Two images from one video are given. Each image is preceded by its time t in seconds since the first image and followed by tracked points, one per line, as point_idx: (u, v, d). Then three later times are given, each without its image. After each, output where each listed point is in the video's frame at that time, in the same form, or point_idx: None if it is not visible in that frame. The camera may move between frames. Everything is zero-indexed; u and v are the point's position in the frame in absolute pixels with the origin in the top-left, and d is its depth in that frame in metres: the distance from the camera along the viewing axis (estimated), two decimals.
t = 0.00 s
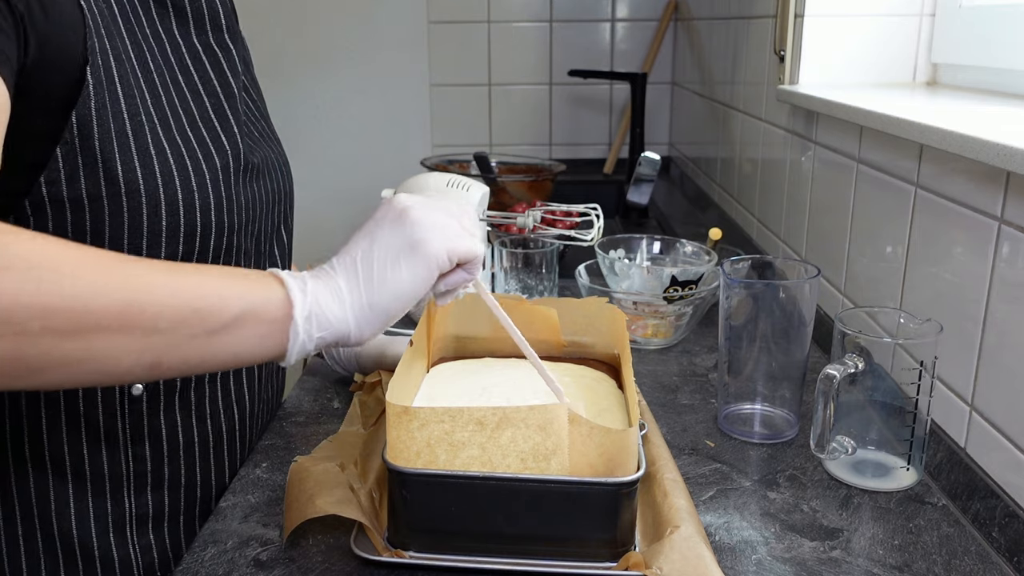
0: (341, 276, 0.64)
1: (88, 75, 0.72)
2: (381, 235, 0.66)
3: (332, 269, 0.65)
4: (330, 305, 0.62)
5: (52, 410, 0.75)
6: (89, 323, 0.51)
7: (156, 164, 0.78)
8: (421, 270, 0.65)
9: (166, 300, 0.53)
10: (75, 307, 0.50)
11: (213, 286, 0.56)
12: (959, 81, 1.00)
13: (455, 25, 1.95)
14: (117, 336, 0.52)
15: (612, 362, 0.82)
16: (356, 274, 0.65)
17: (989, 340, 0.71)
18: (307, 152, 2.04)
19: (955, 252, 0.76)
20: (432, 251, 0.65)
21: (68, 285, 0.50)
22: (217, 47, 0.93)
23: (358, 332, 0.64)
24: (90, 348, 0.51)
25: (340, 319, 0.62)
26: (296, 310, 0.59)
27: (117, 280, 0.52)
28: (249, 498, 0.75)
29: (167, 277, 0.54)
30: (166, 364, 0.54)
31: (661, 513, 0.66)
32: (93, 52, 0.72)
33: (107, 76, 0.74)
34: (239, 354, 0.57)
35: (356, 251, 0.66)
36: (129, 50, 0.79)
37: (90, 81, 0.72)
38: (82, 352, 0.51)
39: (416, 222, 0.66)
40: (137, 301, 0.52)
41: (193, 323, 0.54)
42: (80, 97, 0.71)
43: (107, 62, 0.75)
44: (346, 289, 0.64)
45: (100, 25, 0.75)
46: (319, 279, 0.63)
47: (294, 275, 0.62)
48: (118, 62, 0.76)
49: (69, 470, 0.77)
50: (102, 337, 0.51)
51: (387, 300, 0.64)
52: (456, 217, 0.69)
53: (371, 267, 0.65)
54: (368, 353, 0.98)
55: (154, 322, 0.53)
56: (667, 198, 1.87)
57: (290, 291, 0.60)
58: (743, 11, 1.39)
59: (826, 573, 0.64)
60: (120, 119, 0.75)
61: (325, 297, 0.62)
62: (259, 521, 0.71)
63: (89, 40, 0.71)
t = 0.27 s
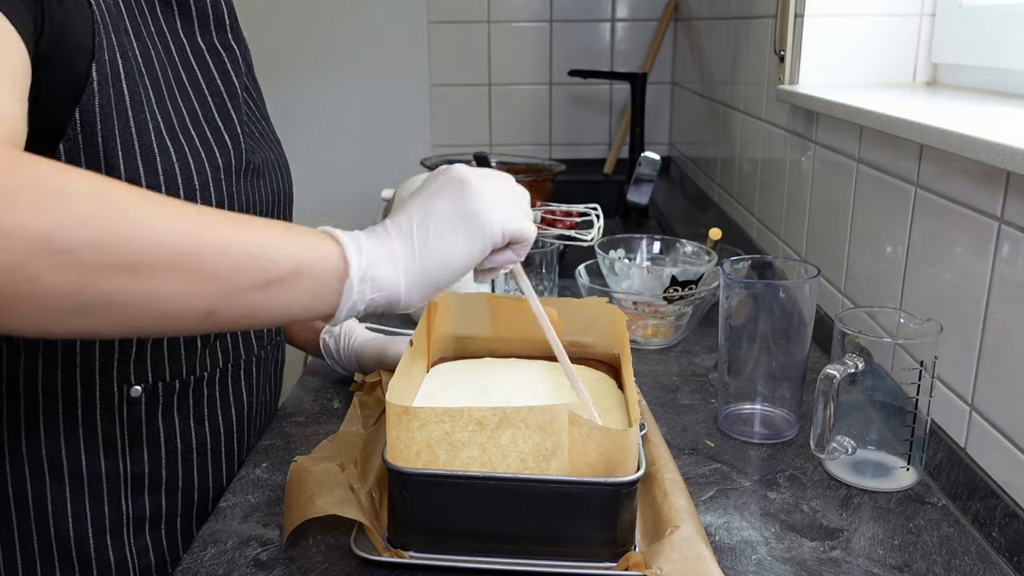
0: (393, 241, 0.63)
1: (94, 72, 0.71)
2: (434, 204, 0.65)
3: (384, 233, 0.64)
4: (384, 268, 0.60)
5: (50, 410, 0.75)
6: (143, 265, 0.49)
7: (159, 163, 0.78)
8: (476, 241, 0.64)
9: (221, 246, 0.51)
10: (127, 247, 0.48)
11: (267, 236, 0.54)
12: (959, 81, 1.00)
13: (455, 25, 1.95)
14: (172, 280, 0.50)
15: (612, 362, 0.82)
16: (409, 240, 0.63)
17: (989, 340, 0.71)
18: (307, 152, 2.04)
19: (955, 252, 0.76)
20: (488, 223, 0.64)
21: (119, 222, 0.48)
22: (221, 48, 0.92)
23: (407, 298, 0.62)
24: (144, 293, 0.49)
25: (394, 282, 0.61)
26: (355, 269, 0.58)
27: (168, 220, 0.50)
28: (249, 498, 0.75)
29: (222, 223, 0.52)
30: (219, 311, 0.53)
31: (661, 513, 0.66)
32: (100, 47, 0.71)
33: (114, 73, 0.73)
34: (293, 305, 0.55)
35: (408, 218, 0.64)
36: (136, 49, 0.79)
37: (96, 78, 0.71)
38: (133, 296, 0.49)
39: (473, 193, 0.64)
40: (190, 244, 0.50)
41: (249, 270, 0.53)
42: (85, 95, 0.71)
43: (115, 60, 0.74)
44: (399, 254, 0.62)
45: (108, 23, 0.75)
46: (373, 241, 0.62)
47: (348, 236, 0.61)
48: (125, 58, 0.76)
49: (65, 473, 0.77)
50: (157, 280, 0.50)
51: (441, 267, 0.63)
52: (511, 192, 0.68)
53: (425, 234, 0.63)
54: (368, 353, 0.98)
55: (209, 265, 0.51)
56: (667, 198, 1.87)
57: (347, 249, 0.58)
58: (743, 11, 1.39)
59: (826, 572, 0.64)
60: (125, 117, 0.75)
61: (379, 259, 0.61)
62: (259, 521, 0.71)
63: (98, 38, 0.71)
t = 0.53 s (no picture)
0: (457, 196, 0.61)
1: (99, 72, 0.70)
2: (509, 172, 0.62)
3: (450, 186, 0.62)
4: (441, 228, 0.59)
5: (48, 410, 0.75)
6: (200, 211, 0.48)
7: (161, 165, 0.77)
8: (537, 222, 0.61)
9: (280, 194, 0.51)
10: (181, 192, 0.48)
11: (327, 186, 0.54)
12: (959, 81, 1.00)
13: (455, 25, 1.95)
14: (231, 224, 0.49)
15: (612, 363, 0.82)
16: (472, 201, 0.61)
17: (989, 340, 0.71)
18: (308, 152, 2.04)
19: (955, 252, 0.76)
20: (556, 211, 0.61)
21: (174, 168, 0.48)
22: (223, 49, 0.92)
23: (454, 258, 0.61)
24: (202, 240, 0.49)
25: (445, 244, 0.60)
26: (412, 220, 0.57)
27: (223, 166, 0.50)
28: (249, 498, 0.75)
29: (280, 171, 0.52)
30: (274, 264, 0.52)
31: (661, 513, 0.66)
32: (104, 45, 0.70)
33: (120, 73, 0.73)
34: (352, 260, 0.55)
35: (478, 177, 0.62)
36: (139, 50, 0.78)
37: (100, 78, 0.70)
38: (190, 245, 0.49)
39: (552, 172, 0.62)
40: (243, 185, 0.50)
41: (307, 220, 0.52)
42: (89, 93, 0.70)
43: (119, 59, 0.73)
44: (460, 216, 0.61)
45: (113, 24, 0.75)
46: (436, 193, 0.60)
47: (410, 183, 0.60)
48: (129, 59, 0.75)
49: (62, 475, 0.76)
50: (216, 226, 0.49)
51: (494, 238, 0.61)
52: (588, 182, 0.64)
53: (493, 198, 0.61)
54: (369, 353, 0.98)
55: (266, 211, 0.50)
56: (666, 198, 1.87)
57: (406, 203, 0.57)
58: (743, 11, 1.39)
59: (826, 572, 0.64)
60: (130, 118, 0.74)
61: (437, 216, 0.59)
62: (259, 521, 0.71)
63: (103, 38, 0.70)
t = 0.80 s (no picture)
0: (486, 139, 0.62)
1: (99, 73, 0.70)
2: (540, 121, 0.63)
3: (479, 128, 0.62)
4: (463, 166, 0.60)
5: (48, 410, 0.75)
6: (216, 160, 0.49)
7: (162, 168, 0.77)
8: (559, 172, 0.62)
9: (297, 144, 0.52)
10: (202, 148, 0.49)
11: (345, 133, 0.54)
12: (960, 81, 1.00)
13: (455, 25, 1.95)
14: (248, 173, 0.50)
15: (612, 362, 0.82)
16: (499, 144, 0.62)
17: (989, 339, 0.71)
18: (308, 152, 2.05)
19: (955, 252, 0.76)
20: (578, 163, 0.62)
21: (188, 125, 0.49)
22: (222, 50, 0.92)
23: (473, 196, 0.62)
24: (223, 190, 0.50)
25: (466, 182, 0.61)
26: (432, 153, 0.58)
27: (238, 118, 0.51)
28: (249, 498, 0.75)
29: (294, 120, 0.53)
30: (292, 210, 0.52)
31: (661, 513, 0.66)
32: (104, 46, 0.70)
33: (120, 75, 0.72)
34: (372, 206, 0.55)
35: (509, 121, 0.63)
36: (139, 51, 0.78)
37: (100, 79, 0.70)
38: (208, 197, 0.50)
39: (582, 125, 0.63)
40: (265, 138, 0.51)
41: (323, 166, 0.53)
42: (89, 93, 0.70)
43: (119, 60, 0.73)
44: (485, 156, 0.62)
45: (112, 25, 0.74)
46: (463, 133, 0.61)
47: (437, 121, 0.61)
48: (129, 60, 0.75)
49: (62, 475, 0.76)
50: (234, 174, 0.50)
51: (516, 182, 0.62)
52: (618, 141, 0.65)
53: (521, 148, 0.62)
54: (369, 353, 0.98)
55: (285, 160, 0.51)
56: (666, 198, 1.87)
57: (428, 141, 0.58)
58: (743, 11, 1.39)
59: (826, 573, 0.64)
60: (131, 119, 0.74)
61: (460, 154, 0.60)
62: (259, 521, 0.71)
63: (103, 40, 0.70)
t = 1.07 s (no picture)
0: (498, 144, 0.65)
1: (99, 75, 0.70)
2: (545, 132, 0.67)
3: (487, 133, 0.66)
4: (472, 159, 0.63)
5: (43, 409, 0.75)
6: (229, 140, 0.50)
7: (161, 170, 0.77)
8: (560, 175, 0.65)
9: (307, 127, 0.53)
10: (211, 123, 0.50)
11: (352, 122, 0.55)
12: (960, 80, 1.00)
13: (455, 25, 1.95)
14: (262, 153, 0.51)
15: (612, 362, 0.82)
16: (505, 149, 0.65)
17: (989, 339, 0.71)
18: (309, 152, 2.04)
19: (955, 252, 0.76)
20: (579, 166, 0.65)
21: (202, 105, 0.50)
22: (222, 51, 0.92)
23: (479, 192, 0.64)
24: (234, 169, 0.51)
25: (474, 175, 0.63)
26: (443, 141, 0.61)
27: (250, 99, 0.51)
28: (249, 498, 0.75)
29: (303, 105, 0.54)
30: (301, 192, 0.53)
31: (662, 513, 0.66)
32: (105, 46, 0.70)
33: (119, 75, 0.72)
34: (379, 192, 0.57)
35: (515, 131, 0.67)
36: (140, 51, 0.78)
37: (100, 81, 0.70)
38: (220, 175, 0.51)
39: (584, 136, 0.67)
40: (273, 120, 0.52)
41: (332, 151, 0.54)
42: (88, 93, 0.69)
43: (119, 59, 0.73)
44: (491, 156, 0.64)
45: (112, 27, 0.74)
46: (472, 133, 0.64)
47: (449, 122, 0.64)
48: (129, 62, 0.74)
49: (58, 474, 0.77)
50: (247, 155, 0.51)
51: (519, 183, 0.65)
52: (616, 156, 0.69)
53: (530, 156, 0.65)
54: (369, 353, 0.98)
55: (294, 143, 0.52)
56: (666, 198, 1.87)
57: (440, 132, 0.61)
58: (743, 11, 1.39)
59: (826, 573, 0.64)
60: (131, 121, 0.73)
61: (469, 148, 0.63)
62: (259, 521, 0.71)
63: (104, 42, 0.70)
